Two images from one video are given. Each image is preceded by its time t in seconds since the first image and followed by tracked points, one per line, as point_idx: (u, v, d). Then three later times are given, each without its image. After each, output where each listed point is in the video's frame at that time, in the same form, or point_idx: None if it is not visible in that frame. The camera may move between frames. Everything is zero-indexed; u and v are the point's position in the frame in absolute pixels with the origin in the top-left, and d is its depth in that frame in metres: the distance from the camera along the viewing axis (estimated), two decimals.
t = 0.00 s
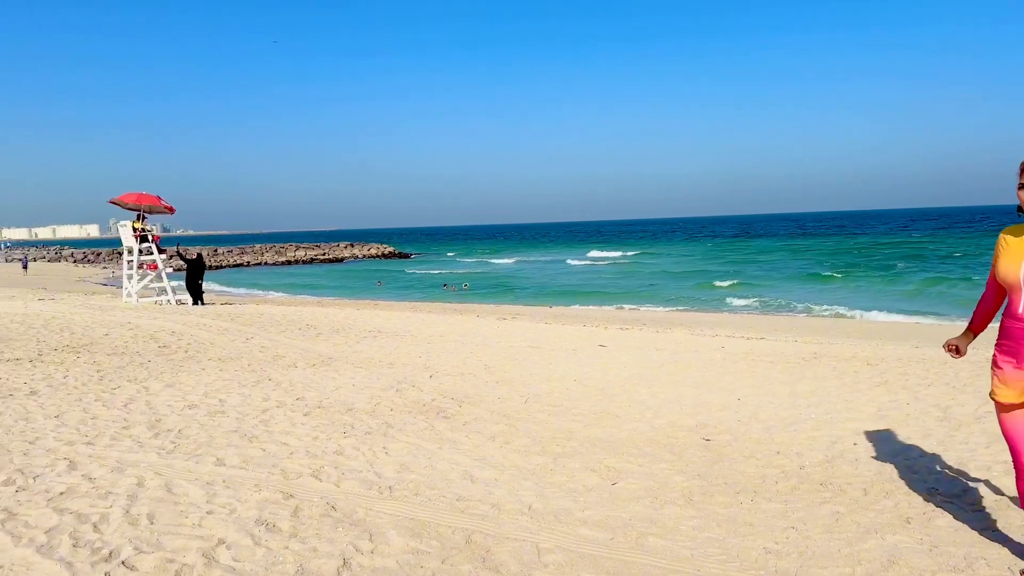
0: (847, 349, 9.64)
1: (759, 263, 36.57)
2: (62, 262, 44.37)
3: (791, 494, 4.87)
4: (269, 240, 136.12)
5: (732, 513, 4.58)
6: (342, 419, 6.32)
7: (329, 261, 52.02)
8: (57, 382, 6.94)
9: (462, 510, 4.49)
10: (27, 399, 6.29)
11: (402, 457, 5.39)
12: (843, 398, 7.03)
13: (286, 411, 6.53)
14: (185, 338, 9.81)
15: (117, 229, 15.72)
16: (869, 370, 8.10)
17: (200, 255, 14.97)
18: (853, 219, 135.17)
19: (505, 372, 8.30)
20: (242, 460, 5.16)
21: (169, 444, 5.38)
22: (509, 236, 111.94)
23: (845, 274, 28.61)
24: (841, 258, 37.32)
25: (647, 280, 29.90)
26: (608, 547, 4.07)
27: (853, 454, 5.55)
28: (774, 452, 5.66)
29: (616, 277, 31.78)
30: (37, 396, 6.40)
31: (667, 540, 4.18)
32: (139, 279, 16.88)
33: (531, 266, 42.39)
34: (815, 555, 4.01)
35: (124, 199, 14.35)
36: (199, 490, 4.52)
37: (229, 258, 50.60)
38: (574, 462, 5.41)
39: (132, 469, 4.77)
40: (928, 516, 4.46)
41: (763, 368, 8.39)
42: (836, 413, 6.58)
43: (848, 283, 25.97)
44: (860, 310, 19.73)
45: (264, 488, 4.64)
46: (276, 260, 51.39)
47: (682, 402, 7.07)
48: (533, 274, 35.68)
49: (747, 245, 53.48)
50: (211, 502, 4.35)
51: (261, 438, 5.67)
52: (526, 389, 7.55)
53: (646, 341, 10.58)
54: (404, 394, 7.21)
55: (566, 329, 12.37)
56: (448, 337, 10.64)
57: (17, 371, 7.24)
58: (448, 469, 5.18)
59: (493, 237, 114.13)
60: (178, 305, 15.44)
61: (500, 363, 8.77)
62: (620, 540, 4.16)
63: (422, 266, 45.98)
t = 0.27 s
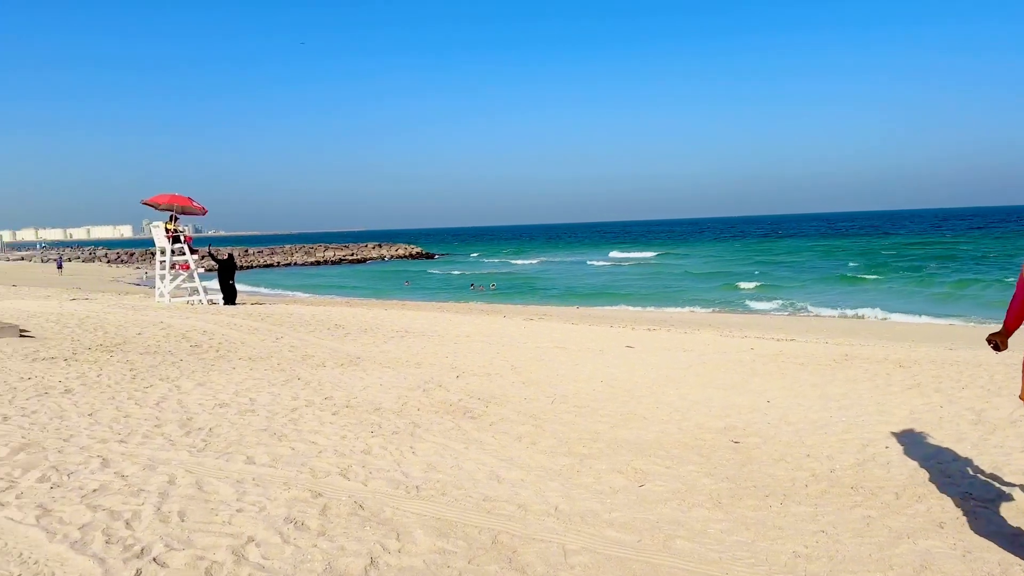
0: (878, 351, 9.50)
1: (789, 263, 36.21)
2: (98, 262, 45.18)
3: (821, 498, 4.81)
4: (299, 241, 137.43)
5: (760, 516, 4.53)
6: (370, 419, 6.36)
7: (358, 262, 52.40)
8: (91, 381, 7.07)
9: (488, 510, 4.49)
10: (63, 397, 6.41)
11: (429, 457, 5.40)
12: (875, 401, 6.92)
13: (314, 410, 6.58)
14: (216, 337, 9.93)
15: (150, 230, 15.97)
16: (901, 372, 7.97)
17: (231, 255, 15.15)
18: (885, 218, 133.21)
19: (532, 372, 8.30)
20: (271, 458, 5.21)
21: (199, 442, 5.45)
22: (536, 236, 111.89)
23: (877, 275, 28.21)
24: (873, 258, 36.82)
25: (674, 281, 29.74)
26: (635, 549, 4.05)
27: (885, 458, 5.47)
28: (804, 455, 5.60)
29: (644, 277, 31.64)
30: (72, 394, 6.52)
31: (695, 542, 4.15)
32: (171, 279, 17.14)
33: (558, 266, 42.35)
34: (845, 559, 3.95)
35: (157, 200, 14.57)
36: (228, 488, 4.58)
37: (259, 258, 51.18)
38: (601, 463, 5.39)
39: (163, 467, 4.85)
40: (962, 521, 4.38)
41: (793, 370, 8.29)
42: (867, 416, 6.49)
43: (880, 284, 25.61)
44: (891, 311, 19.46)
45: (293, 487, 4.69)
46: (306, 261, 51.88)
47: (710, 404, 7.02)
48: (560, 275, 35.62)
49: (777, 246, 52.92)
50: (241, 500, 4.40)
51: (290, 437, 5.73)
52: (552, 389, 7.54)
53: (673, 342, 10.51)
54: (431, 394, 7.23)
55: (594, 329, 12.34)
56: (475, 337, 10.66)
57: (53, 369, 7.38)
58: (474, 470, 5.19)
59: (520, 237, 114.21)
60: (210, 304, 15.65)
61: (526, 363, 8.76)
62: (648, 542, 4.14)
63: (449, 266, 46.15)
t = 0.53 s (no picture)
0: (908, 353, 9.36)
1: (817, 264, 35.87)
2: (128, 263, 45.90)
3: (849, 501, 4.75)
4: (325, 241, 138.46)
5: (787, 520, 4.48)
6: (395, 419, 6.39)
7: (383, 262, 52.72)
8: (122, 380, 7.18)
9: (512, 511, 4.49)
10: (94, 396, 6.52)
11: (453, 458, 5.42)
12: (904, 403, 6.83)
13: (340, 410, 6.62)
14: (244, 337, 10.05)
15: (180, 231, 16.19)
16: (931, 374, 7.85)
17: (258, 256, 15.31)
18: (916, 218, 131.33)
19: (556, 373, 8.29)
20: (297, 457, 5.25)
21: (227, 441, 5.52)
22: (561, 237, 111.73)
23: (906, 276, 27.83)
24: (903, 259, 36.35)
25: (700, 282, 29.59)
26: (659, 552, 4.03)
27: (914, 461, 5.38)
28: (832, 458, 5.53)
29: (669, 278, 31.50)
30: (102, 393, 6.63)
31: (720, 545, 4.11)
32: (200, 280, 17.37)
33: (582, 267, 42.30)
34: (873, 564, 3.90)
35: (186, 202, 14.76)
36: (255, 486, 4.62)
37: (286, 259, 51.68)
38: (626, 465, 5.36)
39: (192, 466, 4.91)
40: (993, 526, 4.30)
41: (820, 372, 8.20)
42: (896, 419, 6.39)
43: (910, 285, 25.27)
44: (920, 313, 19.22)
45: (319, 486, 4.72)
46: (332, 261, 52.30)
47: (736, 406, 6.96)
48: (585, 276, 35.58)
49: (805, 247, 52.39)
50: (268, 499, 4.44)
51: (316, 437, 5.77)
52: (576, 390, 7.53)
53: (698, 343, 10.45)
54: (455, 395, 7.25)
55: (618, 330, 12.30)
56: (500, 338, 10.68)
57: (85, 369, 7.50)
58: (498, 470, 5.19)
59: (545, 238, 114.20)
60: (238, 305, 15.83)
61: (551, 364, 8.75)
62: (672, 545, 4.11)
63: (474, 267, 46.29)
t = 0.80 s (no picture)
0: (934, 355, 9.24)
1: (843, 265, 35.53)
2: (154, 264, 46.49)
3: (874, 505, 4.69)
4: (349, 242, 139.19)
5: (811, 524, 4.43)
6: (417, 419, 6.41)
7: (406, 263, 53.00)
8: (148, 380, 7.27)
9: (533, 512, 4.49)
10: (120, 396, 6.61)
11: (474, 458, 5.42)
12: (930, 406, 6.73)
13: (363, 410, 6.66)
14: (268, 337, 10.14)
15: (205, 232, 16.38)
16: (958, 376, 7.74)
17: (282, 257, 15.44)
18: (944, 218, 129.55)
19: (577, 374, 8.29)
20: (320, 457, 5.29)
21: (251, 441, 5.57)
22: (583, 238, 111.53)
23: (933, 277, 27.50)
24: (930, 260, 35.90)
25: (723, 283, 29.44)
26: (682, 555, 4.01)
27: (941, 465, 5.31)
28: (857, 461, 5.46)
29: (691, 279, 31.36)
30: (128, 392, 6.71)
31: (744, 549, 4.08)
32: (226, 280, 17.55)
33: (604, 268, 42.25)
34: (898, 569, 3.85)
35: (211, 203, 14.92)
36: (279, 486, 4.66)
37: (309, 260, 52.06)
38: (647, 468, 5.34)
39: (216, 465, 4.96)
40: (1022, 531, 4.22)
41: (845, 374, 8.11)
42: (922, 421, 6.30)
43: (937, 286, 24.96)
44: (946, 314, 18.99)
45: (342, 486, 4.75)
46: (355, 262, 52.63)
47: (759, 408, 6.90)
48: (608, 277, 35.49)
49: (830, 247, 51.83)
50: (291, 498, 4.48)
51: (338, 437, 5.81)
52: (598, 392, 7.50)
53: (721, 345, 10.39)
54: (477, 395, 7.26)
55: (640, 331, 12.26)
56: (521, 339, 10.68)
57: (111, 368, 7.61)
58: (520, 471, 5.19)
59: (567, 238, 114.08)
60: (262, 305, 15.97)
61: (572, 365, 8.73)
62: (695, 548, 4.09)
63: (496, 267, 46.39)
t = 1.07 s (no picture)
0: (959, 357, 9.13)
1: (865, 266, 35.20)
2: (178, 265, 46.95)
3: (897, 509, 4.64)
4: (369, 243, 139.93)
5: (833, 527, 4.39)
6: (436, 420, 6.43)
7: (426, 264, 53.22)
8: (170, 380, 7.35)
9: (552, 514, 4.49)
10: (143, 395, 6.68)
11: (493, 459, 5.43)
12: (954, 409, 6.64)
13: (382, 411, 6.69)
14: (288, 338, 10.21)
15: (227, 233, 16.53)
16: (983, 379, 7.64)
17: (303, 258, 15.54)
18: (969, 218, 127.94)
19: (596, 375, 8.28)
20: (340, 457, 5.32)
21: (272, 441, 5.61)
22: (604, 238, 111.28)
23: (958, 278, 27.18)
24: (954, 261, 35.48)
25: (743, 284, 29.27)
26: (701, 557, 3.99)
27: (965, 469, 5.24)
28: (879, 465, 5.41)
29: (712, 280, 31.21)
30: (151, 392, 6.79)
31: (764, 552, 4.05)
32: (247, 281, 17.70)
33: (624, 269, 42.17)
34: (921, 574, 3.80)
35: (233, 205, 15.05)
36: (299, 486, 4.69)
37: (330, 261, 52.36)
38: (667, 470, 5.31)
39: (238, 464, 5.00)
40: None
41: (867, 376, 8.04)
42: (946, 425, 6.22)
43: (962, 288, 24.66)
44: (971, 316, 18.78)
45: (362, 486, 4.78)
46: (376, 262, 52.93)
47: (780, 410, 6.85)
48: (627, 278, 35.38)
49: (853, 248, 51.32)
50: (311, 498, 4.51)
51: (358, 437, 5.84)
52: (617, 393, 7.48)
53: (742, 346, 10.32)
54: (495, 396, 7.27)
55: (660, 332, 12.22)
56: (540, 340, 10.68)
57: (134, 368, 7.70)
58: (538, 473, 5.20)
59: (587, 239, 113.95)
60: (283, 306, 16.09)
61: (591, 366, 8.72)
62: (715, 551, 4.06)
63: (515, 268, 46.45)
